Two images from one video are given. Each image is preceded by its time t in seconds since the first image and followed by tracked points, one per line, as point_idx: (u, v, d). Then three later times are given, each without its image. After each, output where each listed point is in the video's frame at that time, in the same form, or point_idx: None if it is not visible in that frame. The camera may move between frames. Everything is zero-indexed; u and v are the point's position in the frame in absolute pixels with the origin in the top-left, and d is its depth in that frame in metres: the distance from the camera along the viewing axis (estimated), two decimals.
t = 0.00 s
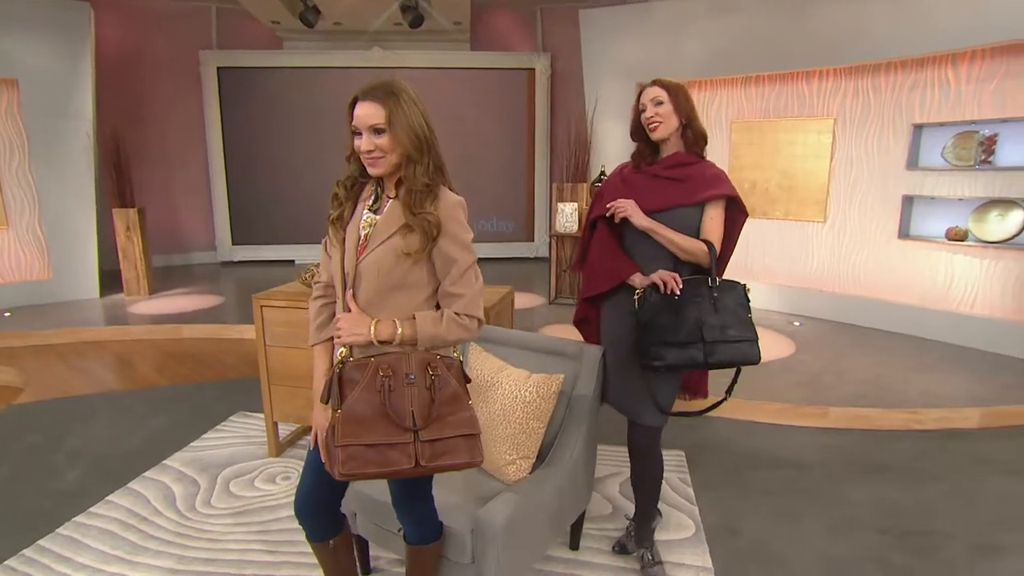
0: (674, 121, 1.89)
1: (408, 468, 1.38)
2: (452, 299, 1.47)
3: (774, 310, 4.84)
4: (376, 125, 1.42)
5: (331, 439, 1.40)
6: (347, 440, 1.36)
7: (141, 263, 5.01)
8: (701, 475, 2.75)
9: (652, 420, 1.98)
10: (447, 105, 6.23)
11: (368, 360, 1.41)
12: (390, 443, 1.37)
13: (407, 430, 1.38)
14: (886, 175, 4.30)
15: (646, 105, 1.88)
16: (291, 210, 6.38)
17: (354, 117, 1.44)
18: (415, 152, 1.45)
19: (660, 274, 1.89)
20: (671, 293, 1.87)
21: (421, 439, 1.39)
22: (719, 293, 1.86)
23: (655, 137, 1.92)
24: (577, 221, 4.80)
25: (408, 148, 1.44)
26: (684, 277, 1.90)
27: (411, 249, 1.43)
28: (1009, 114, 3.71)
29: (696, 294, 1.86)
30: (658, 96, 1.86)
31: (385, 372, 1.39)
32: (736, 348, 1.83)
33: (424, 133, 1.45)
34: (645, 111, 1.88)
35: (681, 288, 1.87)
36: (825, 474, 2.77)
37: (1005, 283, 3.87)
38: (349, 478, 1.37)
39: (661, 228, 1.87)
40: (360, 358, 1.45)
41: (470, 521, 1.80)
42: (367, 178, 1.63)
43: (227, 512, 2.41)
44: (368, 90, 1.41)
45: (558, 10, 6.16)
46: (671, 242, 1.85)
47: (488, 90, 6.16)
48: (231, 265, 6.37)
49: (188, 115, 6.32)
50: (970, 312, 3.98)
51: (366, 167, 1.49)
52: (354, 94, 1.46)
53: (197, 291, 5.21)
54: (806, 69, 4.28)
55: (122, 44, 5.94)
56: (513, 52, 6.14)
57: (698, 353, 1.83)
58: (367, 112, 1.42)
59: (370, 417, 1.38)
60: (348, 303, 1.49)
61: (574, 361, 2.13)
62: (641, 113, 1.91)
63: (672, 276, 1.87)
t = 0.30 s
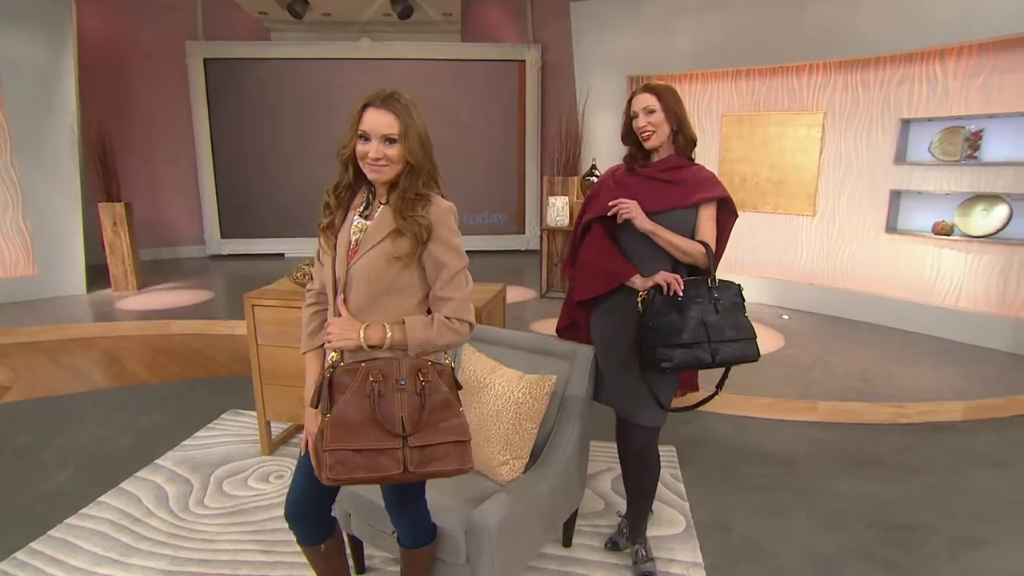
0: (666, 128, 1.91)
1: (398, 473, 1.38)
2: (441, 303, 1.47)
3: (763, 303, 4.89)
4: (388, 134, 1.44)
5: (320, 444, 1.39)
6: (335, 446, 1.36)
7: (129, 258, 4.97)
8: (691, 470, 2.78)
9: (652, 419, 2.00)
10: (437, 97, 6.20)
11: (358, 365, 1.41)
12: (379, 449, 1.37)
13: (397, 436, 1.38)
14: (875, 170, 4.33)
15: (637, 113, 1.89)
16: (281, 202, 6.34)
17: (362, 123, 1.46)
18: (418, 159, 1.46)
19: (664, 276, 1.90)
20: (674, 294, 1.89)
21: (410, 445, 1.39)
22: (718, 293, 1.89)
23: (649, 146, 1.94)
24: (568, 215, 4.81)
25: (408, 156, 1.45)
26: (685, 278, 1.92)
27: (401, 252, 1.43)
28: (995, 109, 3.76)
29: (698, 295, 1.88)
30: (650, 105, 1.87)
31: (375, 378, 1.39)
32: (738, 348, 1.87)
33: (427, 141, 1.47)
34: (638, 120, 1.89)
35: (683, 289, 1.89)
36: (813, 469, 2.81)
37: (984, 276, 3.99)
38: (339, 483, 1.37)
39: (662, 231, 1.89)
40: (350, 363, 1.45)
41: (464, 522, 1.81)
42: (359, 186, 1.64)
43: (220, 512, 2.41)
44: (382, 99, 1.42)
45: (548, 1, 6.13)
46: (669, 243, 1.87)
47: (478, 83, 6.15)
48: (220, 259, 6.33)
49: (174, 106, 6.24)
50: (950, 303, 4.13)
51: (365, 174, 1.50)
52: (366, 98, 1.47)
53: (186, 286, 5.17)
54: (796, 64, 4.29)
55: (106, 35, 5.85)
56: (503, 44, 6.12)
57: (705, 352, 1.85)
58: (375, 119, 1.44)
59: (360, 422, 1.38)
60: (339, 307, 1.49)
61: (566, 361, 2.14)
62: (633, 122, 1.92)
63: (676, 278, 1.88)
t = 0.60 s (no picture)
0: (660, 132, 1.92)
1: (385, 482, 1.39)
2: (432, 310, 1.47)
3: (752, 297, 4.93)
4: (380, 139, 1.44)
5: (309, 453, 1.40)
6: (323, 455, 1.36)
7: (114, 254, 4.92)
8: (681, 467, 2.82)
9: (644, 421, 2.01)
10: (426, 90, 6.17)
11: (347, 373, 1.42)
12: (367, 458, 1.37)
13: (385, 445, 1.38)
14: (861, 165, 4.37)
15: (631, 118, 1.91)
16: (268, 196, 6.28)
17: (355, 127, 1.45)
18: (410, 164, 1.46)
19: (654, 276, 1.92)
20: (664, 295, 1.90)
21: (398, 454, 1.39)
22: (708, 295, 1.90)
23: (643, 150, 1.95)
24: (558, 210, 4.80)
25: (399, 161, 1.45)
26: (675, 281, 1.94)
27: (390, 260, 1.43)
28: (979, 105, 3.80)
29: (688, 297, 1.90)
30: (643, 109, 1.88)
31: (365, 386, 1.40)
32: (726, 350, 1.88)
33: (420, 146, 1.47)
34: (633, 125, 1.91)
35: (673, 291, 1.91)
36: (800, 464, 2.86)
37: (967, 271, 4.05)
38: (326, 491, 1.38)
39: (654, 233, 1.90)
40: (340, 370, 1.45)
41: (458, 524, 1.83)
42: (352, 191, 1.63)
43: (212, 513, 2.41)
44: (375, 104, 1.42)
45: None
46: (660, 245, 1.89)
47: (467, 76, 6.13)
48: (208, 254, 6.28)
49: (159, 99, 6.17)
50: (935, 297, 4.18)
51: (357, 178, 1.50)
52: (360, 102, 1.47)
53: (173, 282, 5.13)
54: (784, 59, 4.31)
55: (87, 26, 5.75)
56: (492, 36, 6.10)
57: (693, 354, 1.86)
58: (368, 124, 1.44)
59: (349, 430, 1.38)
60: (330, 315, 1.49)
61: (558, 362, 2.15)
62: (627, 126, 1.93)
63: (665, 280, 1.91)
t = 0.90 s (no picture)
0: (653, 133, 1.93)
1: (382, 489, 1.39)
2: (426, 315, 1.47)
3: (742, 293, 4.97)
4: (365, 139, 1.42)
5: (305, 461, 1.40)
6: (320, 464, 1.36)
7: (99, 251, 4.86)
8: (672, 464, 2.84)
9: (635, 422, 2.03)
10: (415, 84, 6.13)
11: (342, 380, 1.41)
12: (363, 465, 1.38)
13: (382, 452, 1.39)
14: (849, 160, 4.40)
15: (626, 119, 1.91)
16: (257, 191, 6.23)
17: (343, 128, 1.44)
18: (398, 167, 1.45)
19: (644, 279, 1.92)
20: (654, 298, 1.91)
21: (394, 460, 1.40)
22: (699, 298, 1.91)
23: (636, 151, 1.96)
24: (549, 206, 4.78)
25: (387, 165, 1.43)
26: (666, 282, 1.95)
27: (381, 267, 1.43)
28: (965, 103, 3.85)
29: (679, 300, 1.90)
30: (638, 111, 1.88)
31: (360, 394, 1.39)
32: (716, 352, 1.89)
33: (409, 149, 1.45)
34: (627, 126, 1.91)
35: (664, 293, 1.91)
36: (790, 459, 2.89)
37: (952, 265, 4.10)
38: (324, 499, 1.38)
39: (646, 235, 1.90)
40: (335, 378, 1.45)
41: (453, 525, 1.83)
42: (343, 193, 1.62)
43: (204, 514, 2.40)
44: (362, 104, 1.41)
45: None
46: (651, 247, 1.89)
47: (456, 70, 6.10)
48: (195, 250, 6.23)
49: (143, 93, 6.09)
50: (921, 292, 4.23)
51: (343, 179, 1.49)
52: (349, 102, 1.46)
53: (160, 279, 5.08)
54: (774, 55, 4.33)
55: (68, 19, 5.66)
56: (480, 30, 6.07)
57: (683, 357, 1.87)
58: (355, 124, 1.43)
59: (345, 438, 1.38)
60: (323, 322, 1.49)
61: (551, 361, 2.15)
62: (620, 128, 1.94)
63: (655, 282, 1.91)
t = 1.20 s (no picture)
0: (654, 127, 1.96)
1: (382, 495, 1.39)
2: (422, 319, 1.46)
3: (732, 288, 5.01)
4: (351, 140, 1.41)
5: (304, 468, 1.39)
6: (319, 471, 1.35)
7: (85, 248, 4.81)
8: (665, 461, 2.86)
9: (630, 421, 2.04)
10: (405, 78, 6.10)
11: (340, 386, 1.41)
12: (363, 470, 1.37)
13: (381, 457, 1.38)
14: (839, 156, 4.43)
15: (631, 110, 1.91)
16: (246, 186, 6.18)
17: (333, 130, 1.43)
18: (390, 169, 1.43)
19: (633, 279, 1.93)
20: (643, 298, 1.91)
21: (394, 465, 1.39)
22: (689, 297, 1.91)
23: (637, 143, 1.96)
24: (540, 202, 4.78)
25: (379, 169, 1.42)
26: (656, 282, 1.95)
27: (377, 273, 1.43)
28: (952, 100, 3.88)
29: (668, 300, 1.90)
30: (643, 102, 1.90)
31: (360, 399, 1.39)
32: (705, 351, 1.89)
33: (401, 152, 1.44)
34: (632, 115, 1.91)
35: (653, 293, 1.91)
36: (781, 455, 2.92)
37: (939, 260, 4.14)
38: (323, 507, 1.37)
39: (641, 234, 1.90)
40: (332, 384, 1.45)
41: (450, 527, 1.83)
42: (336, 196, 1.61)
43: (197, 517, 2.39)
44: (354, 105, 1.40)
45: None
46: (644, 247, 1.89)
47: (447, 64, 6.08)
48: (184, 246, 6.17)
49: (129, 88, 6.01)
50: (908, 287, 4.28)
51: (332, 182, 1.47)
52: (340, 103, 1.45)
53: (148, 277, 5.03)
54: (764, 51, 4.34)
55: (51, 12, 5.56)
56: (470, 24, 6.05)
57: (672, 357, 1.88)
58: (347, 126, 1.41)
59: (344, 444, 1.38)
60: (319, 328, 1.48)
61: (546, 361, 2.16)
62: (623, 119, 1.94)
63: (644, 282, 1.91)
